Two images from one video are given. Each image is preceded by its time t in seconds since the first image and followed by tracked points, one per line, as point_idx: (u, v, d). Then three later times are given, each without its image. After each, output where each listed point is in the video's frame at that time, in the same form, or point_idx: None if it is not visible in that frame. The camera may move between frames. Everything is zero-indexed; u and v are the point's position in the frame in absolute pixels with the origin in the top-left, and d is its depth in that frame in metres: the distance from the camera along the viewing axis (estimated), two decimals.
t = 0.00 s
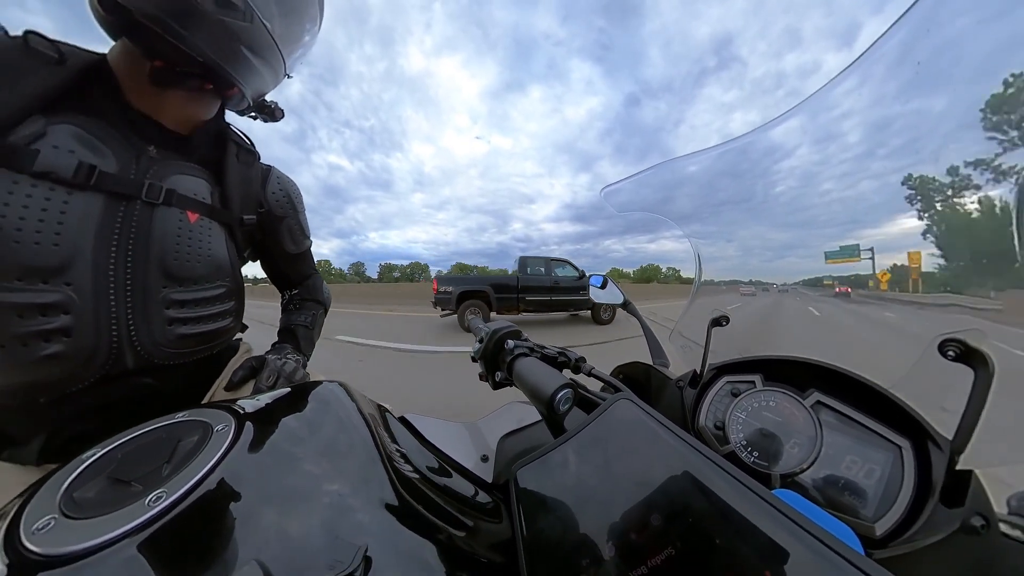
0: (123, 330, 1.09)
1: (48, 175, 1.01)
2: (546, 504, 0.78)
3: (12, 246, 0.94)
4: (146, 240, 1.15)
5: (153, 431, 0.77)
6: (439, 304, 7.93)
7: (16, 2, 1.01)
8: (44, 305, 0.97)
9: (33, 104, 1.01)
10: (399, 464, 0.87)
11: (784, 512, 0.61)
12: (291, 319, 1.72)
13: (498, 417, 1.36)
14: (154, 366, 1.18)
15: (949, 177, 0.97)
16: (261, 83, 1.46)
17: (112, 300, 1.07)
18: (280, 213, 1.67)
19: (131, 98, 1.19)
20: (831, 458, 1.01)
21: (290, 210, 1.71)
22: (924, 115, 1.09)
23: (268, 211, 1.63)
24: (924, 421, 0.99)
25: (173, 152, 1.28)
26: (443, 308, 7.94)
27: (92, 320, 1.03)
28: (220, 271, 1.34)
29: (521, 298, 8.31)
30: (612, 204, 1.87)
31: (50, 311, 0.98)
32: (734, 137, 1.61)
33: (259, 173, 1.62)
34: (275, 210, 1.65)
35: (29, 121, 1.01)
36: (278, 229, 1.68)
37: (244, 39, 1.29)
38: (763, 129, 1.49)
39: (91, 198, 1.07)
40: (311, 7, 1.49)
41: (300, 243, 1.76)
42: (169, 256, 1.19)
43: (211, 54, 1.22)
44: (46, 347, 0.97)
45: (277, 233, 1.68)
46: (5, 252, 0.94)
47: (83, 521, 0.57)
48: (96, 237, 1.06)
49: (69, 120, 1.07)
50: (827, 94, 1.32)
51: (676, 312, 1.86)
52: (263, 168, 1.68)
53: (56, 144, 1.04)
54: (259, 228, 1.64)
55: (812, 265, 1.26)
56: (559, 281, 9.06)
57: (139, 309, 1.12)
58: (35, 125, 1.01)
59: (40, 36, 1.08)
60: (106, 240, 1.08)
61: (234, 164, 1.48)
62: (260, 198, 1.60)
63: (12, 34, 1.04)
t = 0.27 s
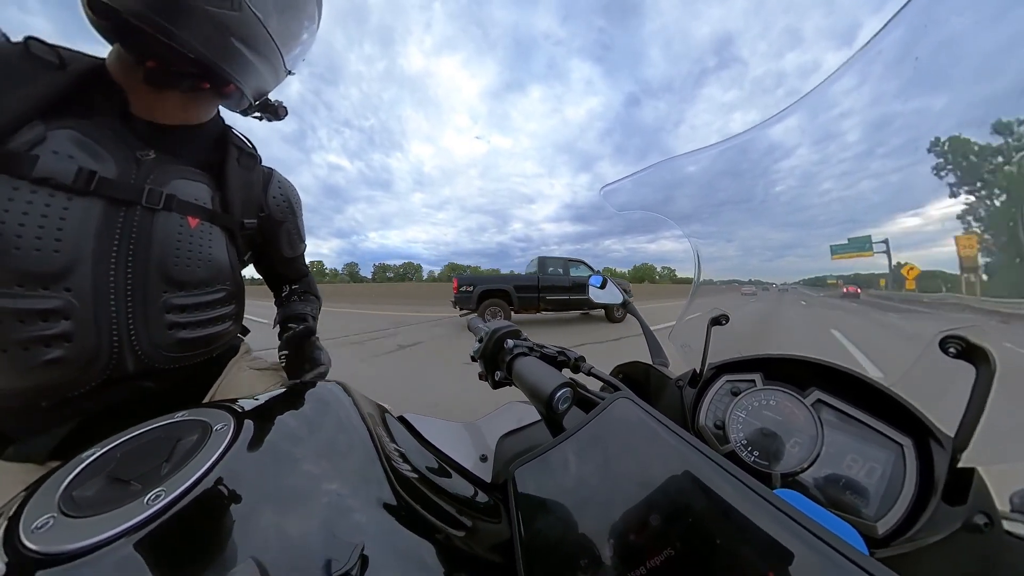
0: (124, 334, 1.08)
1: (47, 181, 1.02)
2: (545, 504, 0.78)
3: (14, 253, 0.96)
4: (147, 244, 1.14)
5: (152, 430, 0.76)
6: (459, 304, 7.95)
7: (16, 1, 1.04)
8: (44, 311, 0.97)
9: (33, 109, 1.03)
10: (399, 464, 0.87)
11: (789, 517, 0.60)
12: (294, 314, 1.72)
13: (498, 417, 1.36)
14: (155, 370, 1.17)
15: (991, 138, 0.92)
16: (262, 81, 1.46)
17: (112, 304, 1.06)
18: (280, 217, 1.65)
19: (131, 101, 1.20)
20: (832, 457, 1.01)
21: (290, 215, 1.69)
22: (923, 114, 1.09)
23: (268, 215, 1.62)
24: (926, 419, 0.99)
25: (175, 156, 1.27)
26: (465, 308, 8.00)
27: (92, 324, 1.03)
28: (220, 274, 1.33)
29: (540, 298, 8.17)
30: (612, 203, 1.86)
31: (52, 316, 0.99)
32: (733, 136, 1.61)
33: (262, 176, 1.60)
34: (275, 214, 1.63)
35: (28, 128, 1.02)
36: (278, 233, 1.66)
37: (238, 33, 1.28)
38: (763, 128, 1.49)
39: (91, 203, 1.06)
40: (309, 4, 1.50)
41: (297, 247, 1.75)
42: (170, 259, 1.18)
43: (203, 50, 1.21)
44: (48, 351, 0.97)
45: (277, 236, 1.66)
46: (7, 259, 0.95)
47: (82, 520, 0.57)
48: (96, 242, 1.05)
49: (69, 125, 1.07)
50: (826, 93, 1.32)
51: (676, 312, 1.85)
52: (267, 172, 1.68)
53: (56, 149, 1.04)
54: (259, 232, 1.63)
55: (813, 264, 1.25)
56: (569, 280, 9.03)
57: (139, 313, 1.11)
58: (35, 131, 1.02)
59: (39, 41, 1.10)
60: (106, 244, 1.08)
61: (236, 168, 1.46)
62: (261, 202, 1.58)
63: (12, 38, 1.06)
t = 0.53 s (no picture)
0: (130, 333, 1.08)
1: (64, 180, 1.00)
2: (545, 506, 0.77)
3: (25, 249, 0.94)
4: (156, 246, 1.14)
5: (153, 429, 0.76)
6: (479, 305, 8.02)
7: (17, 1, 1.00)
8: (55, 308, 0.96)
9: (48, 109, 1.00)
10: (399, 464, 0.87)
11: (792, 520, 0.60)
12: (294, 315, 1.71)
13: (498, 418, 1.35)
14: (159, 369, 1.17)
15: None
16: (267, 80, 1.46)
17: (120, 305, 1.07)
18: (285, 221, 1.67)
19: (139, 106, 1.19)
20: (831, 459, 1.01)
21: (295, 219, 1.72)
22: (924, 115, 1.09)
23: (273, 219, 1.63)
24: (924, 420, 0.99)
25: (185, 160, 1.27)
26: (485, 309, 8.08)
27: (102, 323, 1.02)
28: (226, 275, 1.34)
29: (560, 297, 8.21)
30: (612, 204, 1.86)
31: (61, 314, 0.97)
32: (733, 137, 1.61)
33: (269, 181, 1.62)
34: (280, 219, 1.65)
35: (44, 128, 0.99)
36: (281, 237, 1.67)
37: (236, 29, 1.26)
38: (763, 129, 1.49)
39: (103, 204, 1.06)
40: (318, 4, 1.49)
41: (299, 251, 1.75)
42: (178, 260, 1.18)
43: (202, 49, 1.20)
44: (55, 348, 0.95)
45: (280, 240, 1.68)
46: (17, 255, 0.93)
47: (82, 517, 0.57)
48: (107, 242, 1.05)
49: (83, 126, 1.06)
50: (826, 94, 1.32)
51: (677, 312, 1.85)
52: (274, 177, 1.68)
53: (71, 151, 1.02)
54: (264, 235, 1.63)
55: (813, 264, 1.25)
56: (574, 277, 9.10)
57: (147, 312, 1.11)
58: (52, 131, 1.00)
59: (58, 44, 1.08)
60: (117, 244, 1.07)
61: (243, 172, 1.47)
62: (267, 207, 1.60)
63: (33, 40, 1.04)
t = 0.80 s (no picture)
0: (125, 332, 1.08)
1: (59, 179, 1.01)
2: (544, 509, 0.77)
3: (20, 247, 0.95)
4: (153, 244, 1.14)
5: (149, 427, 0.76)
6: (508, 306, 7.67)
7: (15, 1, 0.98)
8: (51, 306, 0.97)
9: (45, 110, 1.02)
10: (397, 467, 0.87)
11: (795, 524, 0.59)
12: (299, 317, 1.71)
13: (498, 420, 1.35)
14: (155, 368, 1.16)
15: None
16: (263, 74, 1.41)
17: (116, 302, 1.06)
18: (284, 220, 1.67)
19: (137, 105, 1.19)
20: (834, 461, 1.00)
21: (294, 218, 1.71)
22: (923, 115, 1.09)
23: (272, 218, 1.62)
24: (928, 423, 0.98)
25: (184, 158, 1.27)
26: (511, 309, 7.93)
27: (96, 322, 1.02)
28: (224, 274, 1.33)
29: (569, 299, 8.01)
30: (612, 204, 1.85)
31: (55, 312, 0.97)
32: (733, 138, 1.61)
33: (268, 180, 1.61)
34: (279, 218, 1.64)
35: (43, 126, 1.01)
36: (280, 236, 1.67)
37: (237, 29, 1.25)
38: (763, 129, 1.48)
39: (100, 202, 1.06)
40: None
41: (299, 250, 1.75)
42: (175, 259, 1.18)
43: (204, 50, 1.19)
44: (49, 346, 0.96)
45: (280, 239, 1.67)
46: (13, 253, 0.94)
47: (76, 517, 0.57)
48: (104, 240, 1.05)
49: (80, 125, 1.07)
50: (826, 95, 1.32)
51: (677, 313, 1.84)
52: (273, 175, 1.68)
53: (68, 149, 1.03)
54: (264, 235, 1.63)
55: (812, 264, 1.25)
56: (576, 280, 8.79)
57: (142, 311, 1.11)
58: (49, 130, 1.02)
59: (59, 45, 1.08)
60: (113, 243, 1.07)
61: (242, 172, 1.47)
62: (265, 206, 1.59)
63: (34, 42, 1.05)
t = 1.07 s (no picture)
0: (124, 336, 1.08)
1: (56, 181, 1.00)
2: (547, 508, 0.78)
3: (17, 252, 0.93)
4: (151, 247, 1.14)
5: (148, 432, 0.76)
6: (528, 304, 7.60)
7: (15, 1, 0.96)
8: (47, 312, 0.96)
9: (43, 110, 1.00)
10: (398, 468, 0.87)
11: (799, 523, 0.59)
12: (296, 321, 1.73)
13: (498, 420, 1.35)
14: (153, 372, 1.17)
15: None
16: (267, 88, 1.49)
17: (115, 307, 1.06)
18: (282, 222, 1.67)
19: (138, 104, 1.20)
20: (835, 458, 1.00)
21: (292, 220, 1.71)
22: (923, 115, 1.10)
23: (271, 220, 1.63)
24: (927, 419, 0.98)
25: (181, 160, 1.27)
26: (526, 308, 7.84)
27: (94, 328, 1.02)
28: (222, 278, 1.33)
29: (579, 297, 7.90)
30: (612, 204, 1.85)
31: (53, 318, 0.97)
32: (733, 137, 1.61)
33: (266, 182, 1.60)
34: (277, 220, 1.65)
35: (38, 127, 0.99)
36: (278, 238, 1.67)
37: (246, 45, 1.30)
38: (763, 129, 1.48)
39: (96, 205, 1.05)
40: (317, 11, 1.48)
41: (297, 252, 1.75)
42: (173, 263, 1.18)
43: (211, 56, 1.23)
44: (48, 353, 0.95)
45: (277, 241, 1.67)
46: (9, 259, 0.92)
47: (74, 524, 0.57)
48: (100, 246, 1.05)
49: (75, 125, 1.06)
50: (825, 94, 1.32)
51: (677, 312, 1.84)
52: (271, 177, 1.67)
53: (64, 150, 1.02)
54: (262, 236, 1.63)
55: (813, 265, 1.25)
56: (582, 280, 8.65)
57: (141, 317, 1.11)
58: (45, 130, 1.00)
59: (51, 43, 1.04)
60: (110, 246, 1.07)
61: (241, 172, 1.46)
62: (265, 208, 1.59)
63: (26, 39, 1.01)
